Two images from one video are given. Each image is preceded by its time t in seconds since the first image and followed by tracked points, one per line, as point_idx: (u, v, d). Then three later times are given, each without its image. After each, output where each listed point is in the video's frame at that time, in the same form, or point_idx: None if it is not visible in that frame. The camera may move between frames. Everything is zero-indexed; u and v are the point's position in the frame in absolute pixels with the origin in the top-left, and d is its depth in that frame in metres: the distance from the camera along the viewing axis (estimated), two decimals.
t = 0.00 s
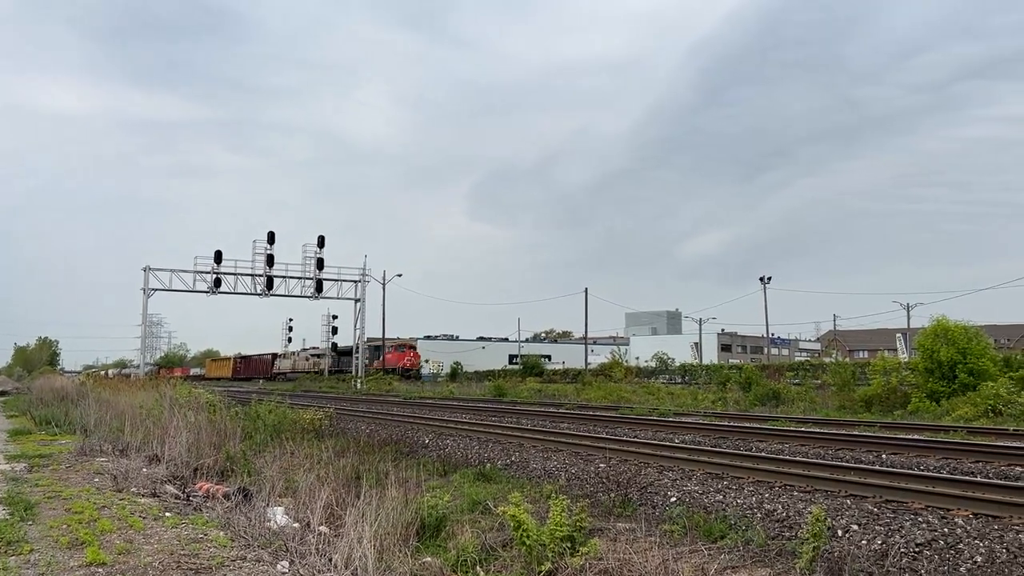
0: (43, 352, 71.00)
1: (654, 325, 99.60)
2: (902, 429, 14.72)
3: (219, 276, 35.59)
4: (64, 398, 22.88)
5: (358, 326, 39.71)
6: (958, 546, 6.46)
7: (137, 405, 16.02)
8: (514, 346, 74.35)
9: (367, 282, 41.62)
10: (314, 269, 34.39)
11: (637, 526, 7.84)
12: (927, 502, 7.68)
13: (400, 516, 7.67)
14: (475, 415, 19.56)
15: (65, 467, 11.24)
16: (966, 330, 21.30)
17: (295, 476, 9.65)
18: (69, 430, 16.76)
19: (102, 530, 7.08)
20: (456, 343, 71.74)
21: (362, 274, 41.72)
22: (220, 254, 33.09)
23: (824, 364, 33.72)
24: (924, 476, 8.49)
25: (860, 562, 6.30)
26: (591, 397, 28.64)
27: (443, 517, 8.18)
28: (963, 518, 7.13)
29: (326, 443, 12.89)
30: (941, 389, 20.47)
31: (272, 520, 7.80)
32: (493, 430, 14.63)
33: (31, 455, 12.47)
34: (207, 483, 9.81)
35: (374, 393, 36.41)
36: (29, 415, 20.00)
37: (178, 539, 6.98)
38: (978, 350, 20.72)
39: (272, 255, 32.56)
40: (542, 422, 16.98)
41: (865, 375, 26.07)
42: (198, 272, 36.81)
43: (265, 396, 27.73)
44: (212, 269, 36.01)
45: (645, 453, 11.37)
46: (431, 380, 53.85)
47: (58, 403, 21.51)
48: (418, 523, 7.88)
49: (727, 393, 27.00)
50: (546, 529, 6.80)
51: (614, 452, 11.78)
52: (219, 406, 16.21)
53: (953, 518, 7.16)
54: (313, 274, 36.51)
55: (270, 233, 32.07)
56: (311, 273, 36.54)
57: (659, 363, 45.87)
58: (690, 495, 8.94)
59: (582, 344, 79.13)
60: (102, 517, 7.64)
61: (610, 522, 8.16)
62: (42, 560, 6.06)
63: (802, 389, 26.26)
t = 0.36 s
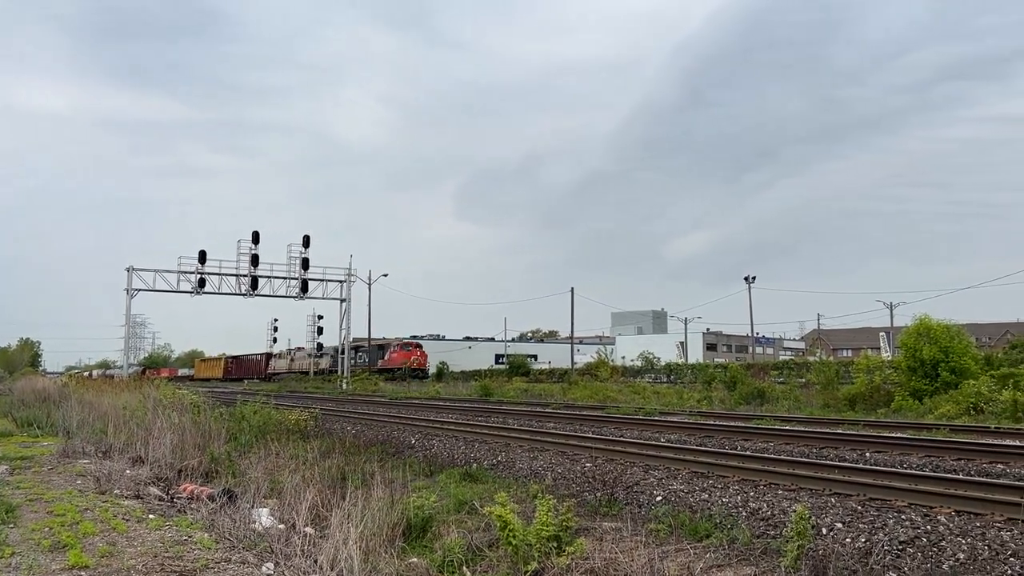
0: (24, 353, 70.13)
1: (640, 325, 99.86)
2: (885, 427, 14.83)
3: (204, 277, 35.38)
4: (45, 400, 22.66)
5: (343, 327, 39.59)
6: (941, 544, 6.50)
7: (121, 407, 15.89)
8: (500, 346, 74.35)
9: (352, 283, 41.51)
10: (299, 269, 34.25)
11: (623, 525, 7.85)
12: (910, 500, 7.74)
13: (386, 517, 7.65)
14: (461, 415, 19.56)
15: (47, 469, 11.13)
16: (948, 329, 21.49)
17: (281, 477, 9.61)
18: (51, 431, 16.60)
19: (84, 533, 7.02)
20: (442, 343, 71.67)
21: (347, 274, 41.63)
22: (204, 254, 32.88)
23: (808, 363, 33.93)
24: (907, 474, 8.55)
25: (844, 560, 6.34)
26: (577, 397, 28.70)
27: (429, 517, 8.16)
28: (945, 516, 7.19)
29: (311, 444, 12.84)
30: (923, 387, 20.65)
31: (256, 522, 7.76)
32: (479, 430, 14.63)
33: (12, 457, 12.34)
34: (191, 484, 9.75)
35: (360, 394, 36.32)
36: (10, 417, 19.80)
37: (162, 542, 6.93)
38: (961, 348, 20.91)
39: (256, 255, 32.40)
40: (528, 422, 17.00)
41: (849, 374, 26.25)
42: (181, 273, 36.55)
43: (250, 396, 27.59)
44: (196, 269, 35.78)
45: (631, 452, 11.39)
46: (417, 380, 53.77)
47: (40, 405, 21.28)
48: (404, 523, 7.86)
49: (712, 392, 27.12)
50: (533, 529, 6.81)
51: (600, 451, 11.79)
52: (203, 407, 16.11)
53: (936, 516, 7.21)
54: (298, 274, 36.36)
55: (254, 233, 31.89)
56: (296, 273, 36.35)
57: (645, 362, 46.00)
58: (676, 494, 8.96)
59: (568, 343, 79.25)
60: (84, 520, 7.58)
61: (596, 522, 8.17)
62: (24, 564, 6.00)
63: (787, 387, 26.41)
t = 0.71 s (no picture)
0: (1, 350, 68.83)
1: (623, 322, 100.14)
2: (865, 424, 14.97)
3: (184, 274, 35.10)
4: (23, 399, 22.38)
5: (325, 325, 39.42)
6: (920, 539, 6.57)
7: (100, 406, 15.74)
8: (484, 343, 74.32)
9: (334, 280, 41.33)
10: (281, 266, 34.06)
11: (606, 522, 7.87)
12: (889, 495, 7.81)
13: (369, 516, 7.62)
14: (444, 413, 19.54)
15: (25, 469, 11.01)
16: (927, 326, 21.69)
17: (262, 476, 9.56)
18: (29, 430, 16.41)
19: (63, 533, 6.95)
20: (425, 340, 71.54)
21: (329, 272, 41.47)
22: (185, 252, 32.64)
23: (789, 360, 34.16)
24: (886, 471, 8.64)
25: (825, 555, 6.40)
26: (560, 395, 28.75)
27: (412, 515, 8.14)
28: (924, 511, 7.27)
29: (294, 442, 12.77)
30: (903, 384, 20.86)
31: (238, 521, 7.72)
32: (462, 428, 14.60)
33: None
34: (172, 483, 9.68)
35: (343, 392, 36.19)
36: None
37: (142, 542, 6.88)
38: (939, 346, 21.10)
39: (238, 252, 32.19)
40: (512, 420, 17.00)
41: (829, 371, 26.45)
42: (161, 271, 36.25)
43: (231, 395, 27.41)
44: (177, 266, 35.51)
45: (614, 450, 11.43)
46: (400, 378, 53.64)
47: (18, 404, 21.04)
48: (387, 522, 7.84)
49: (694, 389, 27.25)
50: (516, 526, 6.81)
51: (583, 449, 11.82)
52: (183, 406, 15.98)
53: (915, 511, 7.29)
54: (281, 272, 36.17)
55: (236, 231, 31.68)
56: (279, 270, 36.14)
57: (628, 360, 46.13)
58: (659, 491, 9.00)
59: (551, 341, 79.34)
60: (63, 520, 7.50)
61: (579, 519, 8.19)
62: (1, 565, 5.94)
63: (769, 384, 26.59)
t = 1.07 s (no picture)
0: None
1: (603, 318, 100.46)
2: (843, 419, 15.13)
3: (162, 269, 34.80)
4: None
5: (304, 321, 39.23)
6: (896, 533, 6.65)
7: (76, 402, 15.56)
8: (465, 339, 74.25)
9: (314, 276, 41.11)
10: (260, 261, 33.82)
11: (586, 517, 7.90)
12: (866, 490, 7.89)
13: (349, 512, 7.59)
14: (425, 408, 19.50)
15: None
16: (904, 322, 21.92)
17: (242, 472, 9.50)
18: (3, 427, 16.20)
19: (38, 530, 6.86)
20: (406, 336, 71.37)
21: (309, 267, 41.26)
22: (163, 247, 32.33)
23: (768, 356, 34.42)
24: (863, 465, 8.73)
25: (803, 549, 6.46)
26: (540, 390, 28.77)
27: (392, 511, 8.12)
28: (900, 505, 7.36)
29: (273, 438, 12.69)
30: (880, 380, 21.08)
31: (217, 518, 7.67)
32: (442, 424, 14.59)
33: None
34: (150, 480, 9.60)
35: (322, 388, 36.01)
36: None
37: (119, 539, 6.81)
38: (916, 342, 21.33)
39: (217, 247, 31.93)
40: (492, 415, 17.01)
41: (808, 366, 26.66)
42: (138, 266, 35.92)
43: (209, 391, 27.19)
44: (154, 262, 35.17)
45: (594, 445, 11.46)
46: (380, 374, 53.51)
47: None
48: (367, 518, 7.82)
49: (674, 385, 27.39)
50: (497, 522, 6.83)
51: (563, 444, 11.86)
52: (161, 401, 15.84)
53: (891, 505, 7.37)
54: (260, 267, 35.95)
55: (215, 226, 31.41)
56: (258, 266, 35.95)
57: (608, 355, 46.27)
58: (638, 486, 9.05)
59: (532, 337, 79.43)
60: (39, 517, 7.41)
61: (559, 514, 8.21)
62: None
63: (748, 380, 26.78)
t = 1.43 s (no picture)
0: None
1: (585, 314, 100.78)
2: (821, 413, 15.28)
3: (141, 263, 34.49)
4: None
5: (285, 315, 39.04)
6: (873, 526, 6.72)
7: (53, 397, 15.40)
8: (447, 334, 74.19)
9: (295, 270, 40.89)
10: (240, 255, 33.59)
11: (567, 511, 7.92)
12: (845, 483, 7.97)
13: (330, 508, 7.57)
14: (406, 403, 19.46)
15: None
16: (882, 318, 22.13)
17: (221, 468, 9.44)
18: None
19: (14, 527, 6.78)
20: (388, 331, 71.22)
21: (290, 261, 41.03)
22: (141, 241, 32.05)
23: (748, 351, 34.67)
24: (840, 459, 8.82)
25: (781, 542, 6.52)
26: (522, 385, 28.81)
27: (373, 506, 8.10)
28: (877, 498, 7.44)
29: (253, 433, 12.61)
30: (858, 374, 21.29)
31: (197, 513, 7.62)
32: (424, 419, 14.57)
33: None
34: (128, 476, 9.52)
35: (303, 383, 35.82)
36: None
37: (97, 535, 6.75)
38: (893, 337, 21.54)
39: (196, 241, 31.68)
40: (474, 410, 17.01)
41: (787, 361, 26.86)
42: (117, 260, 35.60)
43: (189, 386, 27.00)
44: (133, 255, 34.85)
45: (575, 439, 11.49)
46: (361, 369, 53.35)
47: None
48: (347, 513, 7.80)
49: (655, 379, 27.52)
50: (478, 516, 6.85)
51: (545, 438, 11.88)
52: (140, 397, 15.72)
53: (868, 498, 7.45)
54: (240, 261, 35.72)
55: (194, 219, 31.16)
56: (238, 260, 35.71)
57: (590, 350, 46.41)
58: (619, 480, 9.09)
59: (514, 332, 79.51)
60: (15, 513, 7.33)
61: (540, 509, 8.23)
62: None
63: (728, 374, 26.95)
